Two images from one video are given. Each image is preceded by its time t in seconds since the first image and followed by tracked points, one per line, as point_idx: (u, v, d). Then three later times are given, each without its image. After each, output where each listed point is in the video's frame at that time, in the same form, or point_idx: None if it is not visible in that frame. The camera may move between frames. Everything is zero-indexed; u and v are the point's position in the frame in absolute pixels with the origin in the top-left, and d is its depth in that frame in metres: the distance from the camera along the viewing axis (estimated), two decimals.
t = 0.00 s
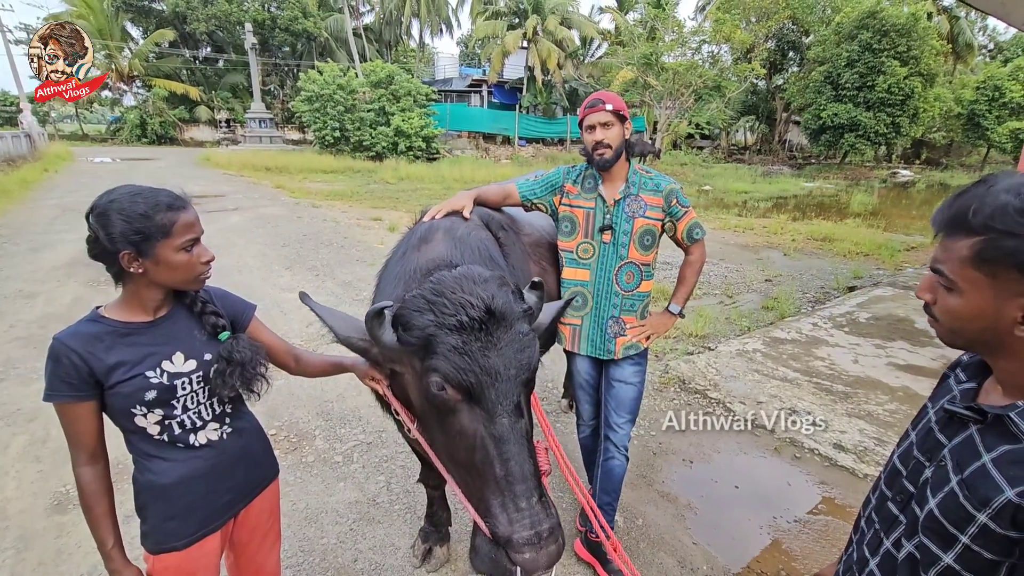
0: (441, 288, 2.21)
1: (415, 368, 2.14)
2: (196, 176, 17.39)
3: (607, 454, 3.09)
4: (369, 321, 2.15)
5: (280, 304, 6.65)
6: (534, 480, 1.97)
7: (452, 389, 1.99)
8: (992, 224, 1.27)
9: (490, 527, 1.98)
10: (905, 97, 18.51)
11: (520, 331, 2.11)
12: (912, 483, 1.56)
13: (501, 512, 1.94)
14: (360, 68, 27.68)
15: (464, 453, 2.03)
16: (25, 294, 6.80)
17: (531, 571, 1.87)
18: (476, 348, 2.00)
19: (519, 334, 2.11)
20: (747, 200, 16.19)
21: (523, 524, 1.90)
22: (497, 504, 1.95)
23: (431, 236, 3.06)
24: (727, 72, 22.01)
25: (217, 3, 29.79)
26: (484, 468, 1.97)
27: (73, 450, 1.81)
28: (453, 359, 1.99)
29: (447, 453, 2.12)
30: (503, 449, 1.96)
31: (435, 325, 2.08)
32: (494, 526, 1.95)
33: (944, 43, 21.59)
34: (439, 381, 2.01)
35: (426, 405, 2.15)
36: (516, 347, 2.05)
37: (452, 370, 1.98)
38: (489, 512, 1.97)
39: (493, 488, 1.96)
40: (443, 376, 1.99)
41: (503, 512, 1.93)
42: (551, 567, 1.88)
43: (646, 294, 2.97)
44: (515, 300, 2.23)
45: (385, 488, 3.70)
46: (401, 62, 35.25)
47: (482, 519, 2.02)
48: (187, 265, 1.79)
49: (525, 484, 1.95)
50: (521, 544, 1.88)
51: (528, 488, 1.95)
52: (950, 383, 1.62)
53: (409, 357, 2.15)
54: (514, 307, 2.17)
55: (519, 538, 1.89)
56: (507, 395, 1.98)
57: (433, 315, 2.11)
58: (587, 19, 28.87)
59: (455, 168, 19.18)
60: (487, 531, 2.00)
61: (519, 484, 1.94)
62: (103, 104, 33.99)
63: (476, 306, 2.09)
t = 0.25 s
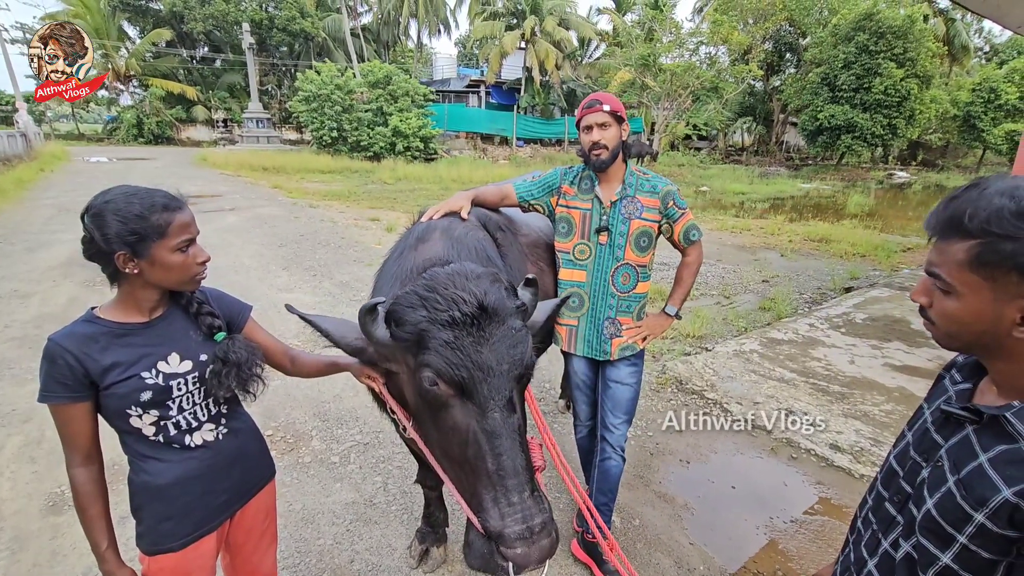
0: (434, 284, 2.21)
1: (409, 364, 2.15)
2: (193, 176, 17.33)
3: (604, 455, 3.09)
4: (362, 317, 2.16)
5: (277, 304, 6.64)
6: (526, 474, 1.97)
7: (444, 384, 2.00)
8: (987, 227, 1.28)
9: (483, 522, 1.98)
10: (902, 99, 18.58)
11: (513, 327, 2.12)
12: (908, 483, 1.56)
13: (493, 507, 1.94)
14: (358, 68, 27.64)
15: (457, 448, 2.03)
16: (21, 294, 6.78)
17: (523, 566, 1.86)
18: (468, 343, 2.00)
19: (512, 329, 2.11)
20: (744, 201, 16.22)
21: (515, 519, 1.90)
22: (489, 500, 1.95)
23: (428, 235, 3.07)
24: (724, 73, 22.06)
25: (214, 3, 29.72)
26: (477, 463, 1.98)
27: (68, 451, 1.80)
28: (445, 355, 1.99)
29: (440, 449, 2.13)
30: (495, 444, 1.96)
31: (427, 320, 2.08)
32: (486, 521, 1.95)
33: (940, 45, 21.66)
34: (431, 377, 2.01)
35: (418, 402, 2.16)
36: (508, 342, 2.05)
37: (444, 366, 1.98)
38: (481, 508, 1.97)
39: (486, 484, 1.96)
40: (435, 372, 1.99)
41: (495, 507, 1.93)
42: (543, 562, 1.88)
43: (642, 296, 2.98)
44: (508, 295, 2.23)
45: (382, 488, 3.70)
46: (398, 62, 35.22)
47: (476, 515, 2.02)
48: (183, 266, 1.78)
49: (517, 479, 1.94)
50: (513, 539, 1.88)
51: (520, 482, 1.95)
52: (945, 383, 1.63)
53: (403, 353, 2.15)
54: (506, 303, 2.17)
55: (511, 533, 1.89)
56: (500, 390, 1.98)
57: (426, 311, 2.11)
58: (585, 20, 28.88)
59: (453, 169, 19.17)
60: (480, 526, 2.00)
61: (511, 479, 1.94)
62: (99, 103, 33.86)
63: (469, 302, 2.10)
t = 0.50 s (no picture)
0: (431, 279, 2.21)
1: (405, 360, 2.14)
2: (189, 176, 17.28)
3: (601, 455, 3.09)
4: (359, 312, 2.15)
5: (274, 304, 6.62)
6: (522, 471, 1.96)
7: (440, 380, 1.99)
8: (988, 225, 1.28)
9: (478, 518, 1.97)
10: (898, 100, 18.66)
11: (510, 323, 2.11)
12: (908, 482, 1.56)
13: (488, 503, 1.93)
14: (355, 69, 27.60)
15: (453, 444, 2.02)
16: (16, 295, 6.74)
17: (518, 563, 1.86)
18: (465, 339, 2.00)
19: (508, 325, 2.10)
20: (742, 202, 16.26)
21: (510, 515, 1.89)
22: (484, 496, 1.94)
23: (426, 234, 3.06)
24: (722, 75, 22.10)
25: (211, 3, 29.64)
26: (473, 459, 1.97)
27: (64, 453, 1.79)
28: (441, 351, 1.98)
29: (436, 446, 2.12)
30: (491, 440, 1.95)
31: (423, 315, 2.07)
32: (482, 518, 1.95)
33: (936, 47, 21.74)
34: (428, 372, 2.00)
35: (415, 398, 2.15)
36: (504, 339, 2.04)
37: (440, 362, 1.98)
38: (477, 504, 1.97)
39: (481, 480, 1.95)
40: (431, 367, 1.99)
41: (491, 504, 1.93)
42: (538, 558, 1.87)
43: (641, 296, 2.97)
44: (505, 292, 2.22)
45: (380, 489, 3.68)
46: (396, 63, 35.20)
47: (471, 512, 2.01)
48: (179, 265, 1.77)
49: (512, 475, 1.94)
50: (508, 535, 1.87)
51: (515, 478, 1.94)
52: (944, 382, 1.63)
53: (400, 348, 2.15)
54: (503, 298, 2.16)
55: (506, 530, 1.88)
56: (495, 385, 1.97)
57: (423, 306, 2.10)
58: (582, 21, 28.91)
59: (451, 169, 19.15)
60: (475, 523, 2.00)
61: (506, 475, 1.93)
62: (95, 103, 33.74)
63: (466, 298, 2.09)
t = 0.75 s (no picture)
0: (426, 280, 2.20)
1: (401, 361, 2.14)
2: (185, 178, 17.24)
3: (597, 458, 3.09)
4: (354, 314, 2.14)
5: (270, 306, 6.61)
6: (519, 471, 1.97)
7: (436, 382, 1.99)
8: (976, 220, 1.29)
9: (475, 520, 1.97)
10: (893, 101, 18.74)
11: (505, 323, 2.11)
12: (906, 483, 1.57)
13: (485, 504, 1.93)
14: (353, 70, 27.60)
15: (449, 445, 2.02)
16: (11, 297, 6.71)
17: (515, 563, 1.86)
18: (461, 340, 2.00)
19: (503, 326, 2.11)
20: (738, 203, 16.32)
21: (507, 516, 1.90)
22: (481, 497, 1.94)
23: (422, 235, 3.06)
24: (718, 76, 22.19)
25: (207, 4, 29.59)
26: (469, 460, 1.97)
27: (57, 457, 1.78)
28: (437, 352, 1.98)
29: (433, 448, 2.12)
30: (488, 441, 1.95)
31: (418, 316, 2.07)
32: (480, 520, 1.95)
33: (931, 48, 21.85)
34: (424, 374, 2.00)
35: (412, 400, 2.15)
36: (500, 339, 2.05)
37: (436, 364, 1.98)
38: (474, 505, 1.97)
39: (479, 482, 1.95)
40: (427, 368, 1.99)
41: (488, 506, 1.92)
42: (536, 559, 1.87)
43: (638, 298, 2.98)
44: (501, 292, 2.23)
45: (376, 492, 3.68)
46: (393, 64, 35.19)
47: (469, 514, 2.02)
48: (173, 267, 1.77)
49: (509, 476, 1.94)
50: (505, 536, 1.88)
51: (512, 478, 1.94)
52: (942, 382, 1.64)
53: (395, 350, 2.14)
54: (499, 299, 2.17)
55: (503, 531, 1.88)
56: (491, 386, 1.97)
57: (418, 307, 2.10)
58: (579, 23, 28.96)
59: (448, 171, 19.16)
60: (472, 525, 2.00)
61: (503, 476, 1.94)
62: (91, 104, 33.64)
63: (462, 299, 2.09)
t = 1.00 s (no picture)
0: (426, 281, 2.20)
1: (402, 362, 2.15)
2: (183, 179, 17.21)
3: (595, 458, 3.10)
4: (355, 314, 2.14)
5: (268, 307, 6.60)
6: (522, 470, 1.98)
7: (438, 382, 1.99)
8: (973, 218, 1.30)
9: (479, 520, 1.98)
10: (890, 102, 18.81)
11: (506, 323, 2.12)
12: (905, 481, 1.58)
13: (489, 504, 1.94)
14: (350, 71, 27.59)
15: (451, 445, 2.03)
16: (8, 299, 6.69)
17: (520, 562, 1.87)
18: (463, 339, 2.00)
19: (504, 325, 2.11)
20: (736, 203, 16.36)
21: (511, 515, 1.91)
22: (485, 497, 1.95)
23: (421, 235, 3.06)
24: (715, 77, 22.25)
25: (204, 5, 29.53)
26: (472, 460, 1.97)
27: (57, 458, 1.78)
28: (439, 352, 1.98)
29: (434, 448, 2.13)
30: (491, 440, 1.96)
31: (419, 316, 2.07)
32: (484, 519, 1.95)
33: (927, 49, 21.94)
34: (426, 374, 2.00)
35: (414, 400, 2.15)
36: (501, 339, 2.05)
37: (438, 364, 1.98)
38: (477, 505, 1.98)
39: (482, 481, 1.96)
40: (428, 368, 1.99)
41: (492, 506, 1.93)
42: (540, 557, 1.88)
43: (637, 298, 2.98)
44: (501, 291, 2.23)
45: (376, 493, 3.68)
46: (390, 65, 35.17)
47: (472, 514, 2.02)
48: (173, 267, 1.77)
49: (513, 475, 1.95)
50: (510, 536, 1.89)
51: (516, 477, 1.95)
52: (939, 380, 1.65)
53: (397, 350, 2.14)
54: (499, 298, 2.17)
55: (508, 530, 1.89)
56: (493, 385, 1.98)
57: (419, 307, 2.11)
58: (577, 24, 29.00)
59: (446, 171, 19.15)
60: (476, 524, 2.00)
61: (506, 475, 1.94)
62: (87, 105, 33.51)
63: (463, 298, 2.09)
